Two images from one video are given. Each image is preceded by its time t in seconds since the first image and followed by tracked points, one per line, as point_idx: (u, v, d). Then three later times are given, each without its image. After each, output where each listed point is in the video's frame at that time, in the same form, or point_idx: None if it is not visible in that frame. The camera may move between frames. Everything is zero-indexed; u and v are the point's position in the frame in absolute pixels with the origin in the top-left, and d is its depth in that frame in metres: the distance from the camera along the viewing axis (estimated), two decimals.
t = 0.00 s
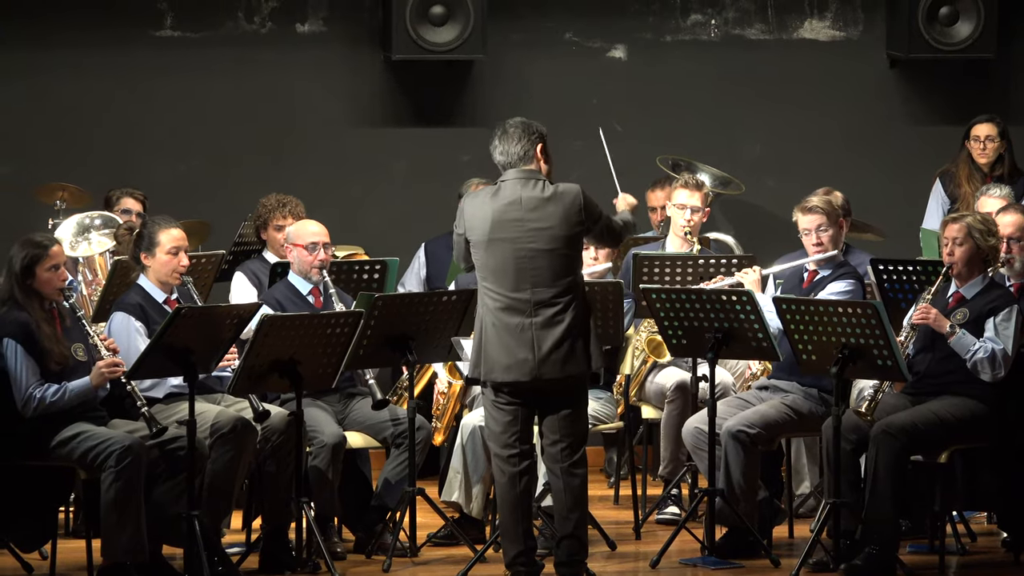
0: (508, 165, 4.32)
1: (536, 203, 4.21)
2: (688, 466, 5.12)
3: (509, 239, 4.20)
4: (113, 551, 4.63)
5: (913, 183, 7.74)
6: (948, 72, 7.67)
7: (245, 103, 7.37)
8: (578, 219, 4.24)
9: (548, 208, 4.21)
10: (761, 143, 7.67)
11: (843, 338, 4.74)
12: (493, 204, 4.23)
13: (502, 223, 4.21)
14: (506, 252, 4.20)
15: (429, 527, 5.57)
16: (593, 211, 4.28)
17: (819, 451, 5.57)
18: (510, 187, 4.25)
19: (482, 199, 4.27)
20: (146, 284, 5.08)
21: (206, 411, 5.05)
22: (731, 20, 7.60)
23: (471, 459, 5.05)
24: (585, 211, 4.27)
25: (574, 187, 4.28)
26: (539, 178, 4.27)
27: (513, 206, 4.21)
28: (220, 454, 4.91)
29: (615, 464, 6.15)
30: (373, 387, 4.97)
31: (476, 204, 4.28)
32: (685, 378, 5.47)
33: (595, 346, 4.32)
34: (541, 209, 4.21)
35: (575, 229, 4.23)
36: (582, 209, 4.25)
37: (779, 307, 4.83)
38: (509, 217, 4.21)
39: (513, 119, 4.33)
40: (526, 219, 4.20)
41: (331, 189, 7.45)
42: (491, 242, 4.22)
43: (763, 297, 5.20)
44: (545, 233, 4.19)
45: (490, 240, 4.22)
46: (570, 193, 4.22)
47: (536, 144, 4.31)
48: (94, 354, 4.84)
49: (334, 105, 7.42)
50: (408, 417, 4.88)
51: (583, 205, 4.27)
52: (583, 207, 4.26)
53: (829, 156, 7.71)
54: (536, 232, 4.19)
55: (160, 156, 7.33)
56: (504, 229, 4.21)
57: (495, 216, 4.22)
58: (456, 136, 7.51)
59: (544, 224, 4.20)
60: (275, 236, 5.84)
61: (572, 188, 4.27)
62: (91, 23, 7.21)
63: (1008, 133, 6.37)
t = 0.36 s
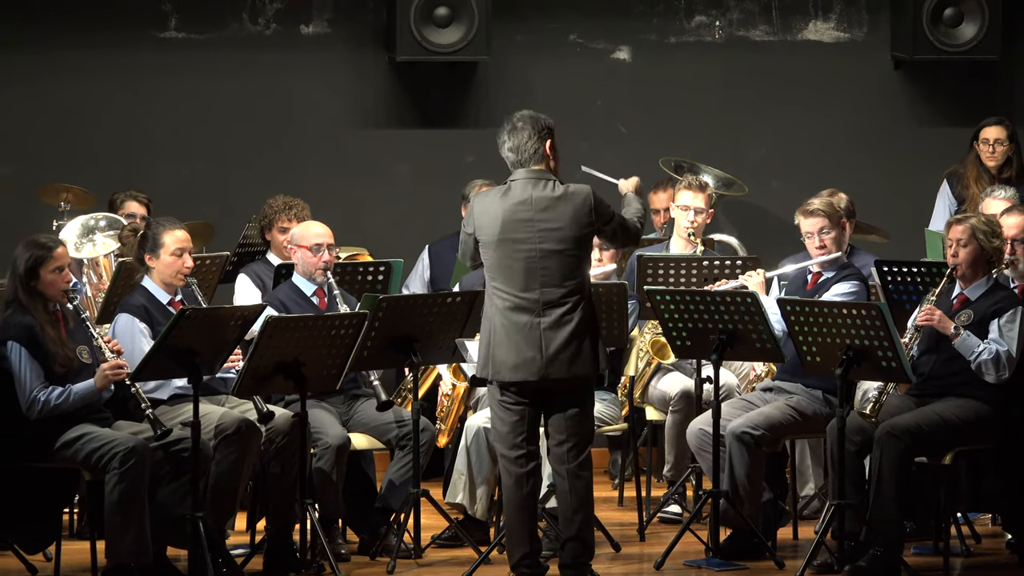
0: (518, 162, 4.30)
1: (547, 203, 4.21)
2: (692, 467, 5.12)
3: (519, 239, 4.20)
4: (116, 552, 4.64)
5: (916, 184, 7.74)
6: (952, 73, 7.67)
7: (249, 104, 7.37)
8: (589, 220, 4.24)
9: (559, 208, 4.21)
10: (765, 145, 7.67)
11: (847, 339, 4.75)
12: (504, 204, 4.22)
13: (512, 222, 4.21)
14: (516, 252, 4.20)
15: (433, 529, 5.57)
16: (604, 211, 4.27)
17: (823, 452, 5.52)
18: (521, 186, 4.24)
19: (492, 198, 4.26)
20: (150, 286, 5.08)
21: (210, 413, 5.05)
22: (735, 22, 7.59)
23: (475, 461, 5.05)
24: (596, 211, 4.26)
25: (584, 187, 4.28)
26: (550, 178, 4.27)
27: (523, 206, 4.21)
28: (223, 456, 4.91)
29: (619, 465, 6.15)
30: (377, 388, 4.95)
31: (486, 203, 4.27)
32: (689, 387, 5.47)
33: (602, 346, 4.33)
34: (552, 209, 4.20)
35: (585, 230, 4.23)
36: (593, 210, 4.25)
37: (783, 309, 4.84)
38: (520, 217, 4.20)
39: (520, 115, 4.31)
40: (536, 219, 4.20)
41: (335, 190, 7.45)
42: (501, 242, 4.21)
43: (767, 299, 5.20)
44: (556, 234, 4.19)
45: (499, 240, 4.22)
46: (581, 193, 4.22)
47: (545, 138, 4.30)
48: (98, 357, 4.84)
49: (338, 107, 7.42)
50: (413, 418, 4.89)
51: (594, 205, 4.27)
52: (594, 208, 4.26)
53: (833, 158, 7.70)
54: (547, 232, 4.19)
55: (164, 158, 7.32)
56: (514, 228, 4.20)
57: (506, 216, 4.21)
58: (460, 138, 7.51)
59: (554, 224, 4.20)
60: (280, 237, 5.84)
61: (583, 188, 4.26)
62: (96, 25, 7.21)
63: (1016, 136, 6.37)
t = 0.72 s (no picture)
0: (531, 155, 4.29)
1: (557, 203, 4.22)
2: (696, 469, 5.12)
3: (529, 239, 4.21)
4: (120, 552, 4.64)
5: (920, 186, 7.74)
6: (956, 75, 7.67)
7: (253, 106, 7.37)
8: (598, 220, 4.26)
9: (569, 209, 4.23)
10: (769, 147, 7.67)
11: (851, 341, 4.75)
12: (514, 204, 4.23)
13: (522, 222, 4.22)
14: (527, 252, 4.21)
15: (437, 530, 5.57)
16: (613, 212, 4.29)
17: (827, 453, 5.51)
18: (531, 187, 4.26)
19: (502, 199, 4.27)
20: (154, 288, 5.09)
21: (214, 415, 5.07)
22: (739, 23, 7.59)
23: (478, 463, 5.05)
24: (605, 212, 4.28)
25: (593, 189, 4.30)
26: (559, 179, 4.29)
27: (533, 206, 4.22)
28: (227, 458, 4.93)
29: (623, 467, 6.14)
30: (382, 390, 4.95)
31: (495, 204, 4.28)
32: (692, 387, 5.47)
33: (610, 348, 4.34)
34: (562, 209, 4.22)
35: (594, 230, 4.25)
36: (602, 211, 4.27)
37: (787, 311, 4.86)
38: (530, 217, 4.21)
39: (537, 109, 4.30)
40: (547, 220, 4.21)
41: (339, 193, 7.45)
42: (511, 243, 4.22)
43: (771, 300, 5.19)
44: (566, 234, 4.20)
45: (510, 240, 4.22)
46: (590, 194, 4.25)
47: (559, 135, 4.31)
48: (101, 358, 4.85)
49: (342, 108, 7.42)
50: (417, 420, 4.88)
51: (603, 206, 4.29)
52: (603, 210, 4.28)
53: (836, 160, 7.70)
54: (557, 232, 4.20)
55: (167, 160, 7.33)
56: (525, 229, 4.21)
57: (516, 216, 4.22)
58: (464, 139, 7.51)
59: (564, 224, 4.21)
60: (284, 239, 5.84)
61: (592, 190, 4.28)
62: (100, 26, 7.21)
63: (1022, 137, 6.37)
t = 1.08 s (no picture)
0: (544, 153, 4.35)
1: (571, 202, 4.29)
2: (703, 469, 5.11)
3: (544, 237, 4.26)
4: (127, 553, 4.67)
5: (925, 185, 7.74)
6: (962, 74, 7.67)
7: (259, 106, 7.37)
8: (610, 220, 4.34)
9: (582, 208, 4.30)
10: (775, 146, 7.67)
11: (858, 340, 4.76)
12: (529, 201, 4.28)
13: (537, 220, 4.27)
14: (541, 250, 4.26)
15: (444, 530, 5.57)
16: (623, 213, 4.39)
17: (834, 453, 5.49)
18: (544, 185, 4.32)
19: (515, 195, 4.31)
20: (161, 287, 5.09)
21: (221, 414, 5.08)
22: (746, 23, 7.59)
23: (485, 462, 5.05)
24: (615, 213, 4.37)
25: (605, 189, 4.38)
26: (570, 178, 4.36)
27: (548, 203, 4.28)
28: (234, 457, 4.94)
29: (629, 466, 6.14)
30: (388, 389, 4.95)
31: (508, 201, 4.31)
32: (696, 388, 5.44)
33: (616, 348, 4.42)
34: (576, 208, 4.29)
35: (606, 230, 4.33)
36: (614, 211, 4.35)
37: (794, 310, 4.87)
38: (544, 215, 4.27)
39: (552, 108, 4.36)
40: (561, 218, 4.28)
41: (345, 192, 7.45)
42: (526, 240, 4.26)
43: (777, 299, 5.18)
44: (581, 232, 4.27)
45: (523, 237, 4.27)
46: (603, 194, 4.33)
47: (572, 135, 4.37)
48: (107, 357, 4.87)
49: (348, 108, 7.42)
50: (424, 419, 4.89)
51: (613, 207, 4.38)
52: (614, 210, 4.37)
53: (842, 159, 7.70)
54: (570, 231, 4.27)
55: (173, 160, 7.33)
56: (539, 226, 4.27)
57: (531, 213, 4.27)
58: (470, 139, 7.51)
59: (578, 223, 4.28)
60: (290, 238, 5.84)
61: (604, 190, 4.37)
62: (107, 26, 7.21)
63: None
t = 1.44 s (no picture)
0: (556, 153, 4.58)
1: (581, 202, 4.52)
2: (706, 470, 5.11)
3: (553, 236, 4.48)
4: (130, 553, 4.73)
5: (929, 185, 7.74)
6: (966, 74, 7.68)
7: (263, 106, 7.37)
8: (618, 221, 4.56)
9: (591, 208, 4.53)
10: (778, 146, 7.67)
11: (861, 341, 4.77)
12: (540, 200, 4.50)
13: (547, 218, 4.49)
14: (550, 248, 4.48)
15: (448, 531, 5.57)
16: (630, 215, 4.61)
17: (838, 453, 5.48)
18: (554, 185, 4.54)
19: (525, 195, 4.54)
20: (164, 288, 5.10)
21: (224, 414, 5.09)
22: (750, 23, 7.59)
23: (489, 463, 5.04)
24: (623, 214, 4.59)
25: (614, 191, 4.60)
26: (579, 179, 4.58)
27: (557, 203, 4.50)
28: (237, 458, 4.96)
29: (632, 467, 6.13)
30: (392, 390, 4.96)
31: (518, 200, 4.54)
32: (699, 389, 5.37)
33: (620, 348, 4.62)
34: (585, 208, 4.52)
35: (614, 230, 4.55)
36: (621, 213, 4.58)
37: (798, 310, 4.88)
38: (555, 213, 4.49)
39: (565, 110, 4.59)
40: (570, 217, 4.50)
41: (348, 193, 7.45)
42: (535, 238, 4.48)
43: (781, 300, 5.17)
44: (590, 232, 4.49)
45: (533, 236, 4.49)
46: (611, 196, 4.56)
47: (583, 136, 4.61)
48: (111, 359, 4.94)
49: (352, 108, 7.42)
50: (428, 419, 4.90)
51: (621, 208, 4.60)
52: (622, 211, 4.59)
53: (846, 160, 7.70)
54: (580, 229, 4.49)
55: (177, 160, 7.33)
56: (549, 224, 4.48)
57: (541, 213, 4.49)
58: (474, 139, 7.51)
59: (587, 222, 4.51)
60: (295, 239, 5.85)
61: (613, 192, 4.59)
62: (110, 27, 7.21)
63: None
